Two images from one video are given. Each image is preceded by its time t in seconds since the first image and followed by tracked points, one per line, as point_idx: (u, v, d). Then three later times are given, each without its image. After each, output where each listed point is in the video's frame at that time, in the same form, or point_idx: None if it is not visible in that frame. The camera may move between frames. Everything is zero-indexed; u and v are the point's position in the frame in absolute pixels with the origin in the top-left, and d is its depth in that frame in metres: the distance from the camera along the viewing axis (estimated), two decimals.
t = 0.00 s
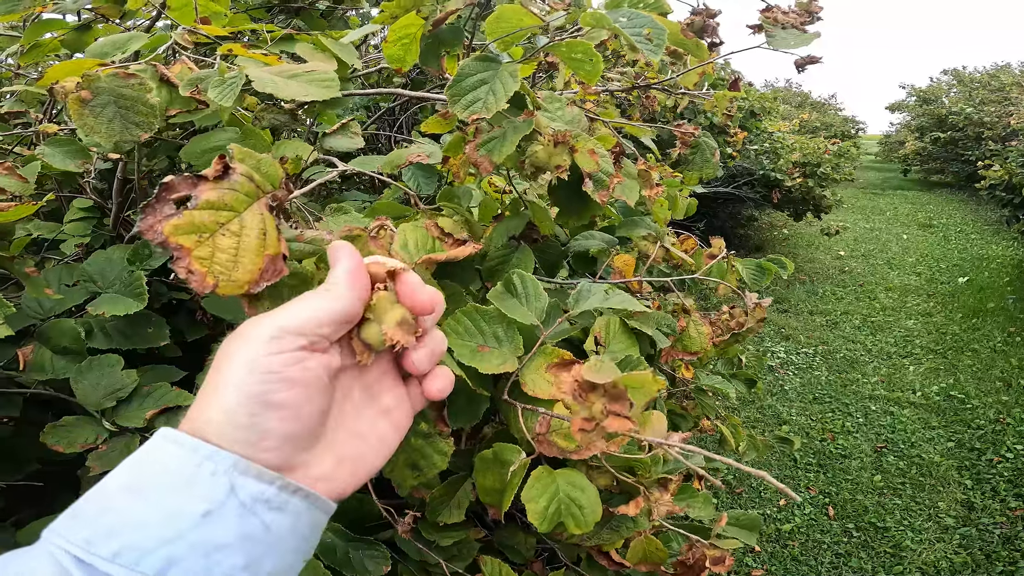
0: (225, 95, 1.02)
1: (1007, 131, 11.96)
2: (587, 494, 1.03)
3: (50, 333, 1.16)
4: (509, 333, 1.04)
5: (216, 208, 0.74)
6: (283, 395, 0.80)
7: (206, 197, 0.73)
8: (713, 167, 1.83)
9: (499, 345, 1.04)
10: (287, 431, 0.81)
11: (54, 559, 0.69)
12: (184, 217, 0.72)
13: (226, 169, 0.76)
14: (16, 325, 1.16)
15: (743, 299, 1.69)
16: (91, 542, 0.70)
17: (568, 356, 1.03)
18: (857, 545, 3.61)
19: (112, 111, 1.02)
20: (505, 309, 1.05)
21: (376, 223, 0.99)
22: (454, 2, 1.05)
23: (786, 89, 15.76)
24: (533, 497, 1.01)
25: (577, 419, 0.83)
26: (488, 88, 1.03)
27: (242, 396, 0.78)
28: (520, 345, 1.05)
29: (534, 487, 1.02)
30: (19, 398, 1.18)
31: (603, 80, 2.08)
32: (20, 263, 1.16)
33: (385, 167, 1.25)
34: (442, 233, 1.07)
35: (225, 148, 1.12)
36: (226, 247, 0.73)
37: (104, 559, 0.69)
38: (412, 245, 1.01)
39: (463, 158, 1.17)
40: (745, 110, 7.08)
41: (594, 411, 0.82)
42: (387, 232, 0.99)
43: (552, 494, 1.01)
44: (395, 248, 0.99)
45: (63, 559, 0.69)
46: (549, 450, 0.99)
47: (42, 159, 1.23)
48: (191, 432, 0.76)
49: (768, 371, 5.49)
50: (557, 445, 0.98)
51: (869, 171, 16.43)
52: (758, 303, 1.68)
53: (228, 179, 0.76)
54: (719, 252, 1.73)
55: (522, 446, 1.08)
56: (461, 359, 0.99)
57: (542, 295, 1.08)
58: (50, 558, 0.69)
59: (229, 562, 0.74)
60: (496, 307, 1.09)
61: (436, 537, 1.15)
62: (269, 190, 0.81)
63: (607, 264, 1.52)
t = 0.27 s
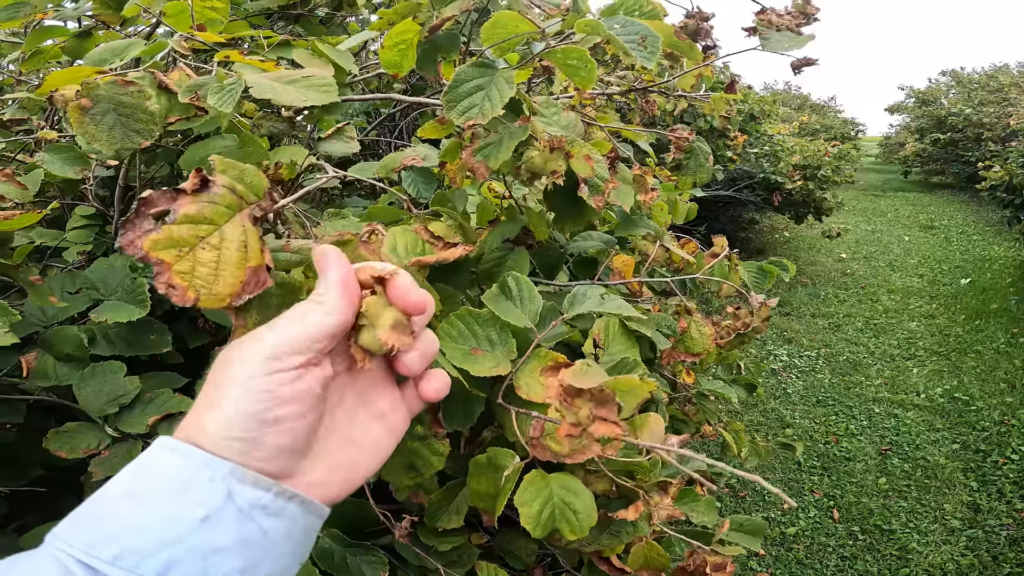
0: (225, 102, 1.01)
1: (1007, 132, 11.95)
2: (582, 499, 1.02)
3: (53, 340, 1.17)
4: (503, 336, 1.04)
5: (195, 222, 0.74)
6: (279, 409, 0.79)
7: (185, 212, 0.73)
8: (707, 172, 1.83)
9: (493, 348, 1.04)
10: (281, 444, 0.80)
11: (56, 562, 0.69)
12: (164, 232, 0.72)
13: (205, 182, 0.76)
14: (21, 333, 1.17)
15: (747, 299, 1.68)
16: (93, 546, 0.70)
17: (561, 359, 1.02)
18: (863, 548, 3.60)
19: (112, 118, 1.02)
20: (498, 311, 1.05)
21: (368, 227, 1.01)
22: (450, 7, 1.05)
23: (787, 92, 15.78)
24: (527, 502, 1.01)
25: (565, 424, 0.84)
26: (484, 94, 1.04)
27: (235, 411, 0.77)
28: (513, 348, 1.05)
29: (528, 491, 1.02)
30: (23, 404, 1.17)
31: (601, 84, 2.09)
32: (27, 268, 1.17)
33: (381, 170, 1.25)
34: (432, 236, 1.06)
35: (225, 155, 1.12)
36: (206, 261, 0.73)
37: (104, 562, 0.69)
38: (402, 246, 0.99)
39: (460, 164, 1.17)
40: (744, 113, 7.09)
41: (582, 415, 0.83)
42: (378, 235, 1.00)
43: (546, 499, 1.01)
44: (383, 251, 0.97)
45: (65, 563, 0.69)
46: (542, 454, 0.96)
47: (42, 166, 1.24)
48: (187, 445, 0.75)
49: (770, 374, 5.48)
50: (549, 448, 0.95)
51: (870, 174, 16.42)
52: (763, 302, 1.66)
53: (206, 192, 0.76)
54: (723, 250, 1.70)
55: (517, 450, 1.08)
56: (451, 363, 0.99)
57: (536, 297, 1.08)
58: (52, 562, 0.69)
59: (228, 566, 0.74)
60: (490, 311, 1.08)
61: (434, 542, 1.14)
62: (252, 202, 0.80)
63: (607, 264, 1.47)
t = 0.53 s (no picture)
0: (224, 107, 1.02)
1: (1007, 133, 11.95)
2: (586, 506, 1.02)
3: (56, 351, 1.17)
4: (506, 350, 1.02)
5: (209, 240, 0.76)
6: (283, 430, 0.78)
7: (200, 230, 0.75)
8: (707, 169, 1.81)
9: (497, 362, 1.01)
10: (289, 466, 0.80)
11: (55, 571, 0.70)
12: (179, 250, 0.74)
13: (219, 202, 0.78)
14: (23, 344, 1.18)
15: (743, 309, 1.69)
16: (93, 556, 0.70)
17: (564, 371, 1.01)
18: (871, 554, 3.57)
19: (112, 125, 1.03)
20: (502, 325, 1.04)
21: (373, 243, 1.01)
22: (445, 10, 1.02)
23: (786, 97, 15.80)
24: (531, 510, 1.00)
25: (569, 438, 0.84)
26: (481, 93, 1.04)
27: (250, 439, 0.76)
28: (517, 361, 1.02)
29: (532, 499, 1.01)
30: (26, 415, 1.17)
31: (600, 91, 2.09)
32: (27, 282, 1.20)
33: (383, 182, 1.29)
34: (440, 251, 1.02)
35: (226, 164, 1.12)
36: (221, 279, 0.76)
37: (103, 571, 0.70)
38: (405, 260, 0.96)
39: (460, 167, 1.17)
40: (744, 119, 7.10)
41: (586, 430, 0.84)
42: (383, 249, 0.99)
43: (551, 507, 1.00)
44: (387, 264, 0.95)
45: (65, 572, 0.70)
46: (547, 463, 0.97)
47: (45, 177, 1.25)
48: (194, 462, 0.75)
49: (775, 380, 5.46)
50: (554, 458, 0.96)
51: (871, 177, 16.41)
52: (758, 312, 1.68)
53: (221, 211, 0.78)
54: (718, 263, 1.72)
55: (521, 459, 1.08)
56: (459, 376, 0.96)
57: (539, 310, 1.08)
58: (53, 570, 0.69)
59: None
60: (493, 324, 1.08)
61: (439, 551, 1.14)
62: (263, 220, 0.82)
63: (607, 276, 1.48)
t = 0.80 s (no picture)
0: (213, 142, 1.00)
1: (1007, 141, 11.95)
2: (567, 537, 0.99)
3: (47, 377, 1.20)
4: (491, 383, 0.99)
5: (182, 266, 0.79)
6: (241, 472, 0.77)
7: (174, 256, 0.78)
8: (698, 200, 1.72)
9: (482, 395, 0.99)
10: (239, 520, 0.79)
11: None
12: (150, 275, 0.76)
13: (195, 228, 0.81)
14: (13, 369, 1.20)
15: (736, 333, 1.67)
16: None
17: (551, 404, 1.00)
18: (876, 567, 3.53)
19: (106, 160, 1.02)
20: (487, 358, 1.01)
21: (359, 275, 0.99)
22: (431, 44, 1.04)
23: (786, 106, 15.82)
24: (513, 541, 0.98)
25: (545, 477, 0.89)
26: (465, 131, 1.01)
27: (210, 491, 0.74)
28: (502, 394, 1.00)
29: (513, 529, 0.99)
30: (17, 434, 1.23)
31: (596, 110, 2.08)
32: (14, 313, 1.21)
33: (373, 209, 1.25)
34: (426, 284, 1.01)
35: (219, 193, 1.12)
36: (190, 305, 0.78)
37: None
38: (388, 296, 0.94)
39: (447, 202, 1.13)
40: (743, 130, 7.11)
41: (560, 470, 0.89)
42: (368, 281, 0.98)
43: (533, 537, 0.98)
44: (369, 297, 0.93)
45: None
46: (529, 495, 0.90)
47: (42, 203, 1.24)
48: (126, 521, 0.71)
49: (777, 394, 5.41)
50: (537, 491, 0.89)
51: (872, 186, 16.40)
52: (752, 337, 1.65)
53: (196, 238, 0.81)
54: (711, 287, 1.74)
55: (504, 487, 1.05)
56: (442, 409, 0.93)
57: (524, 345, 1.04)
58: None
59: None
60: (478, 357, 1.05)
61: None
62: (241, 248, 0.85)
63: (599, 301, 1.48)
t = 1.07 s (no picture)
0: (207, 191, 1.00)
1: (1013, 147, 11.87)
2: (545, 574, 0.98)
3: (50, 405, 1.23)
4: (460, 434, 1.01)
5: (137, 342, 0.80)
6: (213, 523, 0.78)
7: (127, 333, 0.80)
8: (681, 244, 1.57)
9: (451, 444, 1.00)
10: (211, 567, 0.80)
11: None
12: (106, 353, 0.78)
13: (147, 305, 0.82)
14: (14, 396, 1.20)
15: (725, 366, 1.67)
16: None
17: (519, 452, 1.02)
18: None
19: (103, 209, 1.02)
20: (454, 411, 1.01)
21: (330, 327, 1.02)
22: (418, 95, 1.03)
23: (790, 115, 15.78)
24: None
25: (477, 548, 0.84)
26: (448, 195, 1.00)
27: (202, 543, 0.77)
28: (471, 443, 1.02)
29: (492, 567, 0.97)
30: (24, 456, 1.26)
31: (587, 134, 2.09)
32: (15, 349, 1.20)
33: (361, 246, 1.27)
34: (396, 338, 1.01)
35: (213, 234, 1.12)
36: (147, 379, 0.80)
37: None
38: (354, 355, 0.95)
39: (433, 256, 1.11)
40: (745, 143, 7.11)
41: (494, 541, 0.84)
42: (338, 334, 1.01)
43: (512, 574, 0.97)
44: (335, 356, 0.94)
45: None
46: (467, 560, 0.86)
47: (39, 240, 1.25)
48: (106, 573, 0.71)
49: (783, 409, 5.36)
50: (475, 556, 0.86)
51: (879, 194, 16.31)
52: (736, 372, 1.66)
53: (149, 314, 0.82)
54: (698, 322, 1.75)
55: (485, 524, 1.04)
56: (411, 459, 0.95)
57: (493, 397, 1.05)
58: None
59: None
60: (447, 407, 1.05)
61: None
62: (199, 318, 0.87)
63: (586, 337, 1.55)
